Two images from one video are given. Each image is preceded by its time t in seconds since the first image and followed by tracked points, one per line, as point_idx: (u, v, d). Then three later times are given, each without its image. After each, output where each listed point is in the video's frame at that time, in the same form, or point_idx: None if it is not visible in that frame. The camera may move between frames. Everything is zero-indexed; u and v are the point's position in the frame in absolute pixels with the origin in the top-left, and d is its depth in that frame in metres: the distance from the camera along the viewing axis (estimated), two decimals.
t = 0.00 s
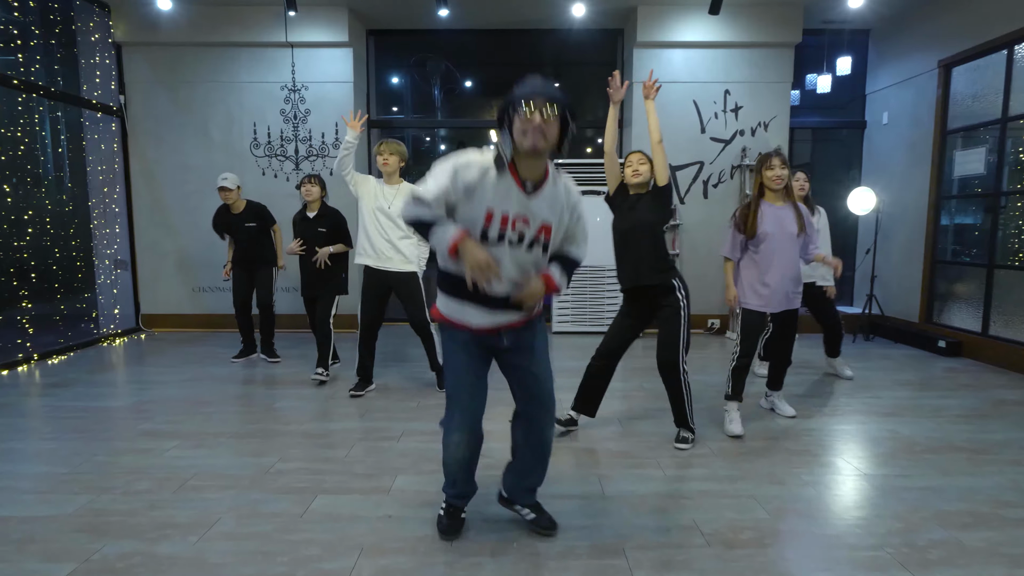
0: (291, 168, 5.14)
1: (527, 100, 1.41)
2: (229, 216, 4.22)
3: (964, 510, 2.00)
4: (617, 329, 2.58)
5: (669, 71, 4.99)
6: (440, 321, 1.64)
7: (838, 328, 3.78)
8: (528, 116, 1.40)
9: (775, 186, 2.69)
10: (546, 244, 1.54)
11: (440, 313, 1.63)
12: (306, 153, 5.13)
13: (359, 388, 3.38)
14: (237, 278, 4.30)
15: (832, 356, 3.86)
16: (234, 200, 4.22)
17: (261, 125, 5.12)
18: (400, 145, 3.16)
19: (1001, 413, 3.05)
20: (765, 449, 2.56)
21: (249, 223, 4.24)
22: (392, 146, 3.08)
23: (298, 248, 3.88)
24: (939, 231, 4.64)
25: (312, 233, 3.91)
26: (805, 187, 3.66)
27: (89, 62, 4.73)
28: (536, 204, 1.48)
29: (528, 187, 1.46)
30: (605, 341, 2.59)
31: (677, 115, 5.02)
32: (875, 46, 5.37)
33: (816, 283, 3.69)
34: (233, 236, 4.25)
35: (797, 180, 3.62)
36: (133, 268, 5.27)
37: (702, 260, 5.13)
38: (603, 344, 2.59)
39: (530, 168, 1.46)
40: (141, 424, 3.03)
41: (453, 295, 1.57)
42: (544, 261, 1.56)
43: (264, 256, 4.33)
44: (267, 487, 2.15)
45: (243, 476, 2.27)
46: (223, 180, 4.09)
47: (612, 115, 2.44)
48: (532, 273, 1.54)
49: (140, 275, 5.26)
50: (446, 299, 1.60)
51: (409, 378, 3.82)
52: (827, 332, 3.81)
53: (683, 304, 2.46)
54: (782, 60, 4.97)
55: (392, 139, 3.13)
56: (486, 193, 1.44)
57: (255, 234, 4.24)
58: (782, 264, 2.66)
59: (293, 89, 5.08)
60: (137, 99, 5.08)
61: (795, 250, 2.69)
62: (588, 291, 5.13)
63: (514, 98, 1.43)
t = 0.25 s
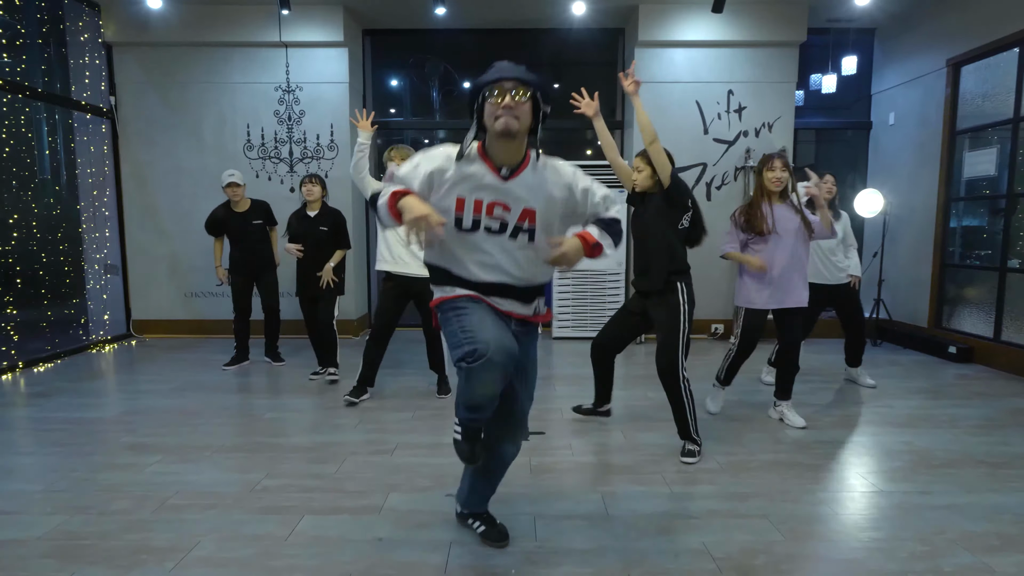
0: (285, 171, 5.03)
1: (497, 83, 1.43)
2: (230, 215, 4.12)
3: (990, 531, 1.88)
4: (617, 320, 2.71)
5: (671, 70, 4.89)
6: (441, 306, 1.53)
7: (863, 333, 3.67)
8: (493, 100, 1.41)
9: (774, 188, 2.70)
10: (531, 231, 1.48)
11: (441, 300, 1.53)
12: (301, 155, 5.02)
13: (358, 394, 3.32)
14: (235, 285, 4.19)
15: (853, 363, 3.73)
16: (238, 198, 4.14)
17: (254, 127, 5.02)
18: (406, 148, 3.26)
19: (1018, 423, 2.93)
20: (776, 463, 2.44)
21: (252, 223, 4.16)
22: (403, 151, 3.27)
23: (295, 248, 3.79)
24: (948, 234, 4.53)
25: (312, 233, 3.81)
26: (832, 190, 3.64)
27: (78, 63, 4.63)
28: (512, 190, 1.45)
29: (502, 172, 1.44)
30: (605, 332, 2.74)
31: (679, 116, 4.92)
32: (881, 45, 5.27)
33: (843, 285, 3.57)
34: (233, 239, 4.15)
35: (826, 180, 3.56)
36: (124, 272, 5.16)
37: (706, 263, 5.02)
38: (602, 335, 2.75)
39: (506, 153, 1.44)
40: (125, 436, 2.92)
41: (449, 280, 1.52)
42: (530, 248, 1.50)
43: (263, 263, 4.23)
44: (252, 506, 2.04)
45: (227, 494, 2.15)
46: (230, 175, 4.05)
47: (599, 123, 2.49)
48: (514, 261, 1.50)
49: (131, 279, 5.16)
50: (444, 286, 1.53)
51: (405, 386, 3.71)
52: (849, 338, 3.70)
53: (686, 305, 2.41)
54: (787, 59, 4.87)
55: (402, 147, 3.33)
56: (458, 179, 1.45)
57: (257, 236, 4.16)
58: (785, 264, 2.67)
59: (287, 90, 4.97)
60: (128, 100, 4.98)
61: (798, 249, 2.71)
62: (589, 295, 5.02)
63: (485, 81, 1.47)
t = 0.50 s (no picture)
0: (284, 175, 5.03)
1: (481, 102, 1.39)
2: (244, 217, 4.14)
3: (992, 539, 1.86)
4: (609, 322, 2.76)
5: (670, 76, 4.90)
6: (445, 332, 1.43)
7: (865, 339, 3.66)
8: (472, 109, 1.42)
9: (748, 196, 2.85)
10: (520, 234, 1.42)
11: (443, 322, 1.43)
12: (301, 160, 5.02)
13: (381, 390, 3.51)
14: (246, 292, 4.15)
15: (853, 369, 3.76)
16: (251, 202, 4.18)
17: (254, 132, 5.02)
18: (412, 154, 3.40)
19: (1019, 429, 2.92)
20: (776, 469, 2.43)
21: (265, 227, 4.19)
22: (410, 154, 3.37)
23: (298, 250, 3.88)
24: (948, 239, 4.53)
25: (320, 241, 3.85)
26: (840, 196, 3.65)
27: (78, 67, 4.64)
28: (497, 196, 1.44)
29: (486, 180, 1.45)
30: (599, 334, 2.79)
31: (679, 121, 4.92)
32: (879, 51, 5.28)
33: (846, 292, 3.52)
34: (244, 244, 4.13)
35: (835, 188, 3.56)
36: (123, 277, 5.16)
37: (705, 268, 5.01)
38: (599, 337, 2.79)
39: (489, 163, 1.45)
40: (122, 441, 2.90)
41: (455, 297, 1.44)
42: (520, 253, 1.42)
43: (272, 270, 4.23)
44: (248, 513, 2.02)
45: (223, 500, 2.14)
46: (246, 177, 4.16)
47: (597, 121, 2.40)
48: (510, 267, 1.41)
49: (130, 284, 5.15)
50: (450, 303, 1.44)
51: (403, 391, 3.69)
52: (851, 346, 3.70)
53: (655, 312, 2.47)
54: (786, 65, 4.88)
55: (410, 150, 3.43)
56: (446, 196, 1.47)
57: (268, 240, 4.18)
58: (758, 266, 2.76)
59: (287, 95, 4.98)
60: (127, 105, 4.98)
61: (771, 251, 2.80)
62: (589, 300, 5.01)
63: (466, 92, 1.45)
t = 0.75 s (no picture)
0: (287, 180, 5.12)
1: (476, 97, 1.46)
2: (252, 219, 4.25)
3: (972, 529, 1.94)
4: (593, 316, 2.84)
5: (666, 82, 4.99)
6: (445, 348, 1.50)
7: (847, 342, 3.75)
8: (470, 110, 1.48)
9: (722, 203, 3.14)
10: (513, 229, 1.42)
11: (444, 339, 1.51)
12: (304, 165, 5.11)
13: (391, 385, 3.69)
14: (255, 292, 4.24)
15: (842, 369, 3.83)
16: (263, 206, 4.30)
17: (258, 137, 5.11)
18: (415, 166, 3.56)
19: (1005, 428, 2.99)
20: (767, 465, 2.50)
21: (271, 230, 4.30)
22: (413, 167, 3.51)
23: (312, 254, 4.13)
24: (939, 242, 4.61)
25: (334, 246, 4.06)
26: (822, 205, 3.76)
27: (86, 74, 4.73)
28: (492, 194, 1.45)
29: (482, 181, 1.48)
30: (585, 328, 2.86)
31: (675, 127, 5.01)
32: (872, 58, 5.38)
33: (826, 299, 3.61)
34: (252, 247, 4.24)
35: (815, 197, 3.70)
36: (128, 280, 5.24)
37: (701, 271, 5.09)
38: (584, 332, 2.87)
39: (485, 165, 1.49)
40: (131, 439, 2.97)
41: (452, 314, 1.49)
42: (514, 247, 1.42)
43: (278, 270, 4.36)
44: (257, 505, 2.10)
45: (232, 494, 2.21)
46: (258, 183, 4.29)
47: (598, 129, 2.40)
48: (504, 275, 1.41)
49: (135, 287, 5.23)
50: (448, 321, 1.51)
51: (405, 391, 3.77)
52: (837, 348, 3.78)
53: (633, 316, 2.64)
54: (780, 72, 4.98)
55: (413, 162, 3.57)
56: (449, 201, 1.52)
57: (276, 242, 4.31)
58: (736, 269, 3.06)
59: (290, 101, 5.07)
60: (134, 111, 5.08)
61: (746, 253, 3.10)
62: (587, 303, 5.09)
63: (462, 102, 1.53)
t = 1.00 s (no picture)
0: (291, 181, 5.23)
1: (484, 96, 1.53)
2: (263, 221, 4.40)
3: (946, 513, 2.05)
4: (588, 314, 2.89)
5: (662, 87, 5.11)
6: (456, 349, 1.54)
7: (833, 329, 3.84)
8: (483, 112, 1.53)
9: (705, 206, 3.48)
10: (532, 233, 1.48)
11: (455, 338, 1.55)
12: (307, 167, 5.22)
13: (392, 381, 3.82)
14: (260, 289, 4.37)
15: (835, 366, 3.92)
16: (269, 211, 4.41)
17: (262, 140, 5.22)
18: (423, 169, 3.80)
19: (986, 421, 3.10)
20: (755, 455, 2.61)
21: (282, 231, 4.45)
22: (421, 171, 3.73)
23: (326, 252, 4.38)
24: (928, 243, 4.73)
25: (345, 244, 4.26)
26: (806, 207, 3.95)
27: (94, 79, 4.84)
28: (509, 197, 1.48)
29: (500, 181, 1.50)
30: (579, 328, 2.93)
31: (670, 130, 5.13)
32: (863, 62, 5.50)
33: (808, 295, 3.82)
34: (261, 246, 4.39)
35: (796, 198, 3.91)
36: (135, 280, 5.34)
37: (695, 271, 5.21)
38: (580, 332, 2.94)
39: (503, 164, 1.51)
40: (143, 432, 3.08)
41: (464, 314, 1.53)
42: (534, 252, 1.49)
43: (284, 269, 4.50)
44: (268, 492, 2.21)
45: (243, 482, 2.31)
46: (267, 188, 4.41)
47: (571, 135, 2.57)
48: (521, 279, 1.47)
49: (141, 287, 5.34)
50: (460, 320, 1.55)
51: (406, 387, 3.88)
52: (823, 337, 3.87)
53: (637, 306, 2.78)
54: (773, 76, 5.10)
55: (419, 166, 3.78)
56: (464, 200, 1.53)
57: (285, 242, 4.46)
58: (724, 265, 3.36)
59: (294, 105, 5.18)
60: (141, 114, 5.19)
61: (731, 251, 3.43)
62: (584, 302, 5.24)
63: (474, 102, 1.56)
